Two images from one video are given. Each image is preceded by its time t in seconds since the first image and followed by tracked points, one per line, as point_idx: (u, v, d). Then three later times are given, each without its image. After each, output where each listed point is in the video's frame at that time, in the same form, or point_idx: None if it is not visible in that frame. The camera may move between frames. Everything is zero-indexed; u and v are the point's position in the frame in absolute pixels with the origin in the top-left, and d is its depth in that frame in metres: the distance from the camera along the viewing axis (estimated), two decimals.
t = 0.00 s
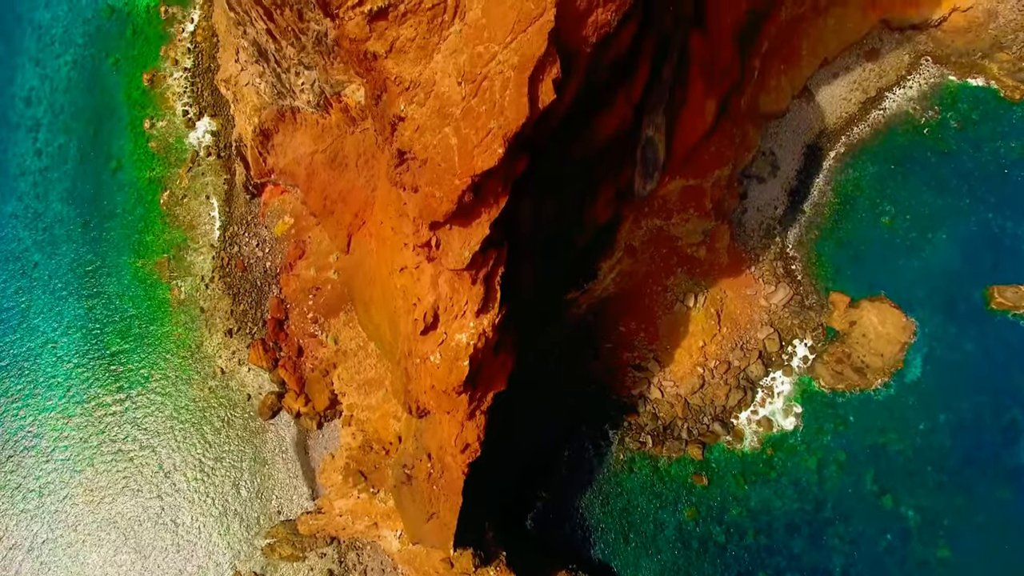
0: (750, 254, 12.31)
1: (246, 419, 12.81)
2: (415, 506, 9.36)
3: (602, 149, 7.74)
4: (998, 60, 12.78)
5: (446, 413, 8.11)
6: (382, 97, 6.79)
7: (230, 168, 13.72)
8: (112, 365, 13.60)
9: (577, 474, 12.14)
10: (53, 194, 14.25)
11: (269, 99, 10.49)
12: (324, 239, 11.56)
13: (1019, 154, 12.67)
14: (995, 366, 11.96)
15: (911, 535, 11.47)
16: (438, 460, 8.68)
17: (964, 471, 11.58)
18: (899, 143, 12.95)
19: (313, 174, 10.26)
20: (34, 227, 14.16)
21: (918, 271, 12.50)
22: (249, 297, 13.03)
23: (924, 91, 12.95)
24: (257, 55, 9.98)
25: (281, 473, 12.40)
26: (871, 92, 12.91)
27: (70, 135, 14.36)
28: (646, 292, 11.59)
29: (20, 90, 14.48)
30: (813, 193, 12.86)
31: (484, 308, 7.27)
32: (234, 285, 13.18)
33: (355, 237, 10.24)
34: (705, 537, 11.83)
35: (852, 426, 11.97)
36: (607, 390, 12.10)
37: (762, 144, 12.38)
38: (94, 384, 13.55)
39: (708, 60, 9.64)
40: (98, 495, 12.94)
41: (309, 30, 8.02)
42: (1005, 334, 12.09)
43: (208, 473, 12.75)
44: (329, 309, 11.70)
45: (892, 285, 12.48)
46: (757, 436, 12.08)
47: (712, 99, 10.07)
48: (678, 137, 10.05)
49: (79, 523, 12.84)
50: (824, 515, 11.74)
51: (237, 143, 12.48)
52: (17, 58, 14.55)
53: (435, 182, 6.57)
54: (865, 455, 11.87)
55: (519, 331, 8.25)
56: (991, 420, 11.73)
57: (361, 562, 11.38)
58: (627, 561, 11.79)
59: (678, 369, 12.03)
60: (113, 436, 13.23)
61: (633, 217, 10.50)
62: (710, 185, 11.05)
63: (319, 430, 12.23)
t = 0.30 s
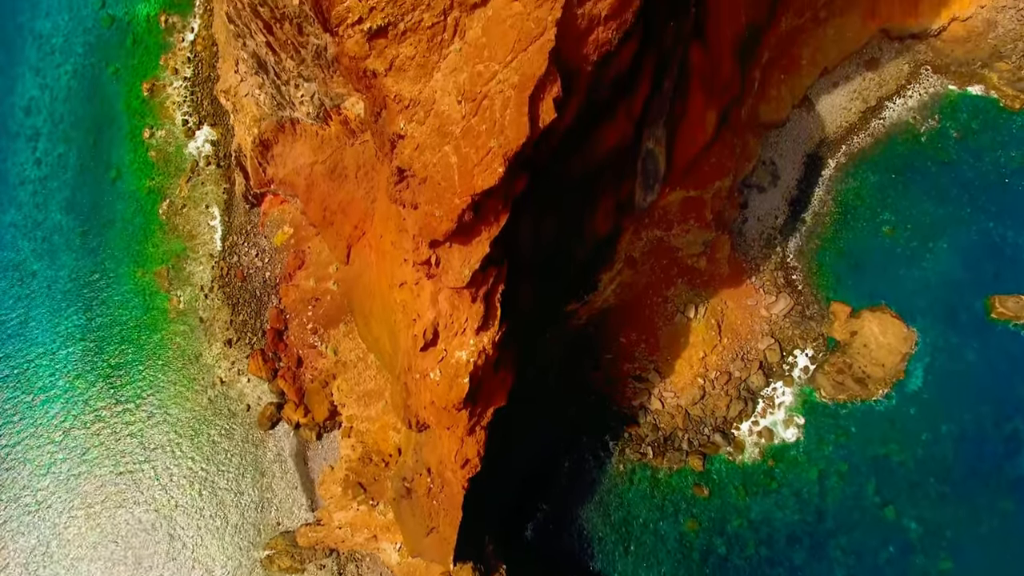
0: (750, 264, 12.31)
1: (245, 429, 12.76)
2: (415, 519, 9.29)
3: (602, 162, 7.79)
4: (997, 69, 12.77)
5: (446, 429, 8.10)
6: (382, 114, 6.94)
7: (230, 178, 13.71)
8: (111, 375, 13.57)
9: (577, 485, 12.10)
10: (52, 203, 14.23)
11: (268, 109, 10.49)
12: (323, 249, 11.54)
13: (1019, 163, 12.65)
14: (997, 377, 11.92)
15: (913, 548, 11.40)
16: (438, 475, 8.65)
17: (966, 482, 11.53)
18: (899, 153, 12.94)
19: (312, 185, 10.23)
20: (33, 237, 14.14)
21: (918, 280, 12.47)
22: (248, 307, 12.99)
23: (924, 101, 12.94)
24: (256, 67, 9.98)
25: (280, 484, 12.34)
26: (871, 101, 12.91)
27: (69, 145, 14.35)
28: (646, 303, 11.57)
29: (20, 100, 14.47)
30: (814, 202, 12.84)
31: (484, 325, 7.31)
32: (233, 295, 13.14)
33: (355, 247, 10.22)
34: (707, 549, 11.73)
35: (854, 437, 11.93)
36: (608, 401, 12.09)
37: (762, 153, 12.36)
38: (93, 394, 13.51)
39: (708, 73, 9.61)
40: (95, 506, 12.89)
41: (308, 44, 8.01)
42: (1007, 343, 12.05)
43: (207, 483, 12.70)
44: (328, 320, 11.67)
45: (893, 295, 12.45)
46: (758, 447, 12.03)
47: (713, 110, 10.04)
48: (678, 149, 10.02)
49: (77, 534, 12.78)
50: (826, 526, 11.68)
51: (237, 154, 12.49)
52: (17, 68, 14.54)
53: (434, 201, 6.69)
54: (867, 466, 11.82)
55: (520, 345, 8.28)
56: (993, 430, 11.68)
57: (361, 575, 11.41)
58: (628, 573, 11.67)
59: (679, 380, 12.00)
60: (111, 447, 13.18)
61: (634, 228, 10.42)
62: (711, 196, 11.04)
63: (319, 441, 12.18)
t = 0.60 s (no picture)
0: (750, 275, 12.28)
1: (244, 441, 12.71)
2: (415, 535, 9.14)
3: (602, 179, 7.86)
4: (997, 79, 12.80)
5: (445, 447, 8.17)
6: (380, 133, 7.05)
7: (229, 188, 13.69)
8: (109, 386, 13.52)
9: (577, 497, 12.04)
10: (51, 213, 14.20)
11: (268, 121, 10.48)
12: (323, 261, 11.52)
13: (1020, 174, 12.64)
14: (998, 388, 11.87)
15: (916, 561, 11.30)
16: (438, 491, 8.60)
17: (968, 495, 11.47)
18: (899, 163, 12.92)
19: (312, 197, 10.20)
20: (32, 247, 14.11)
21: (919, 291, 12.44)
22: (247, 318, 12.96)
23: (923, 111, 12.94)
24: (256, 79, 9.98)
25: (279, 497, 12.30)
26: (871, 111, 12.90)
27: (69, 155, 14.34)
28: (647, 314, 11.54)
29: (20, 109, 14.45)
30: (814, 212, 12.82)
31: (484, 343, 7.47)
32: (233, 306, 13.11)
33: (354, 259, 10.19)
34: (709, 563, 11.60)
35: (855, 449, 11.88)
36: (608, 413, 12.04)
37: (762, 164, 12.36)
38: (91, 406, 13.46)
39: (708, 85, 9.57)
40: (92, 518, 12.82)
41: (307, 59, 8.01)
42: (1008, 355, 12.00)
43: (205, 495, 12.64)
44: (328, 332, 11.63)
45: (893, 305, 12.42)
46: (759, 458, 11.98)
47: (713, 123, 10.01)
48: (678, 162, 9.98)
49: (74, 547, 12.72)
50: (828, 539, 11.58)
51: (236, 165, 12.49)
52: (17, 78, 14.53)
53: (434, 221, 6.88)
54: (869, 478, 11.76)
55: (519, 362, 8.43)
56: (995, 442, 11.64)
57: None
58: None
59: (679, 392, 11.97)
60: (109, 458, 13.11)
61: (634, 240, 10.37)
62: (711, 209, 10.99)
63: (318, 453, 12.11)
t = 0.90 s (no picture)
0: (751, 288, 12.29)
1: (242, 454, 12.66)
2: (415, 553, 9.02)
3: (603, 196, 8.01)
4: (996, 91, 12.76)
5: (445, 465, 8.18)
6: (380, 152, 7.27)
7: (229, 200, 13.67)
8: (108, 397, 13.46)
9: (578, 511, 11.98)
10: (50, 224, 14.18)
11: (268, 135, 10.48)
12: (322, 273, 11.49)
13: (1020, 186, 12.61)
14: (1001, 401, 11.80)
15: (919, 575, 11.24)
16: (437, 509, 8.55)
17: (971, 508, 11.40)
18: (899, 174, 12.91)
19: (311, 210, 10.19)
20: (31, 258, 14.08)
21: (920, 303, 12.41)
22: (246, 331, 12.92)
23: (923, 123, 12.93)
24: (255, 94, 9.97)
25: (278, 511, 12.23)
26: (870, 122, 12.89)
27: (69, 167, 14.33)
28: (648, 328, 11.53)
29: (20, 121, 14.44)
30: (814, 224, 12.79)
31: (484, 363, 7.52)
32: (232, 318, 13.08)
33: (354, 273, 10.18)
34: None
35: (857, 462, 11.81)
36: (608, 427, 11.97)
37: (762, 176, 12.36)
38: (89, 418, 13.40)
39: (708, 100, 9.53)
40: (91, 531, 12.75)
41: (307, 76, 7.98)
42: (1011, 367, 11.93)
43: (205, 508, 12.57)
44: (327, 345, 11.61)
45: (894, 317, 12.38)
46: (761, 472, 11.90)
47: (714, 137, 9.99)
48: (678, 176, 9.95)
49: (73, 560, 12.65)
50: (830, 552, 11.53)
51: (235, 179, 12.49)
52: (17, 90, 14.54)
53: (433, 243, 7.02)
54: (870, 491, 11.70)
55: (519, 380, 8.48)
56: (998, 455, 11.56)
57: None
58: None
59: (680, 405, 11.93)
60: (107, 471, 13.04)
61: (634, 254, 10.34)
62: (711, 222, 11.00)
63: (317, 467, 12.05)
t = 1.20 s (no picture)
0: (752, 301, 12.27)
1: (241, 468, 12.60)
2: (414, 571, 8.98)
3: (604, 214, 8.14)
4: (995, 103, 12.73)
5: (445, 484, 8.16)
6: (379, 173, 7.34)
7: (228, 213, 13.63)
8: (106, 411, 13.40)
9: (578, 525, 11.90)
10: (50, 236, 14.16)
11: (267, 149, 10.46)
12: (322, 287, 11.45)
13: (1020, 198, 12.55)
14: (1004, 414, 11.71)
15: None
16: (436, 527, 8.50)
17: (975, 524, 11.28)
18: (899, 187, 12.90)
19: (311, 224, 10.17)
20: (30, 271, 14.04)
21: (921, 315, 12.36)
22: (245, 344, 12.88)
23: (923, 136, 12.93)
24: (255, 108, 9.99)
25: (276, 525, 12.15)
26: (870, 135, 12.89)
27: (68, 179, 14.31)
28: (648, 342, 11.52)
29: (20, 133, 14.43)
30: (814, 236, 12.77)
31: (484, 386, 7.62)
32: (231, 332, 13.04)
33: (353, 286, 10.15)
34: None
35: (859, 476, 11.74)
36: (608, 441, 11.93)
37: (762, 188, 12.36)
38: (87, 431, 13.32)
39: (709, 116, 9.57)
40: (87, 546, 12.66)
41: (306, 93, 7.95)
42: (1013, 380, 11.84)
43: (202, 523, 12.49)
44: (326, 359, 11.59)
45: (895, 330, 12.34)
46: (762, 486, 11.84)
47: (714, 151, 9.98)
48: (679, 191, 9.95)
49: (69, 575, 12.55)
50: (833, 568, 11.42)
51: (235, 193, 12.48)
52: (17, 102, 14.54)
53: (433, 266, 7.17)
54: (872, 505, 11.62)
55: (520, 404, 8.58)
56: (1001, 470, 11.44)
57: None
58: None
59: (680, 420, 11.89)
60: (104, 485, 12.96)
61: (635, 268, 10.30)
62: (711, 236, 10.99)
63: (315, 481, 12.00)
